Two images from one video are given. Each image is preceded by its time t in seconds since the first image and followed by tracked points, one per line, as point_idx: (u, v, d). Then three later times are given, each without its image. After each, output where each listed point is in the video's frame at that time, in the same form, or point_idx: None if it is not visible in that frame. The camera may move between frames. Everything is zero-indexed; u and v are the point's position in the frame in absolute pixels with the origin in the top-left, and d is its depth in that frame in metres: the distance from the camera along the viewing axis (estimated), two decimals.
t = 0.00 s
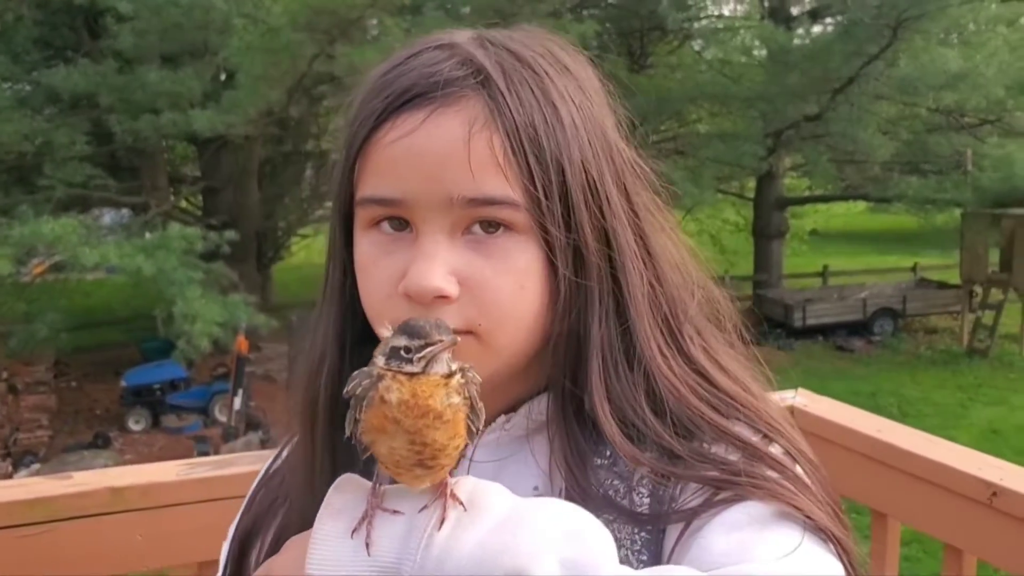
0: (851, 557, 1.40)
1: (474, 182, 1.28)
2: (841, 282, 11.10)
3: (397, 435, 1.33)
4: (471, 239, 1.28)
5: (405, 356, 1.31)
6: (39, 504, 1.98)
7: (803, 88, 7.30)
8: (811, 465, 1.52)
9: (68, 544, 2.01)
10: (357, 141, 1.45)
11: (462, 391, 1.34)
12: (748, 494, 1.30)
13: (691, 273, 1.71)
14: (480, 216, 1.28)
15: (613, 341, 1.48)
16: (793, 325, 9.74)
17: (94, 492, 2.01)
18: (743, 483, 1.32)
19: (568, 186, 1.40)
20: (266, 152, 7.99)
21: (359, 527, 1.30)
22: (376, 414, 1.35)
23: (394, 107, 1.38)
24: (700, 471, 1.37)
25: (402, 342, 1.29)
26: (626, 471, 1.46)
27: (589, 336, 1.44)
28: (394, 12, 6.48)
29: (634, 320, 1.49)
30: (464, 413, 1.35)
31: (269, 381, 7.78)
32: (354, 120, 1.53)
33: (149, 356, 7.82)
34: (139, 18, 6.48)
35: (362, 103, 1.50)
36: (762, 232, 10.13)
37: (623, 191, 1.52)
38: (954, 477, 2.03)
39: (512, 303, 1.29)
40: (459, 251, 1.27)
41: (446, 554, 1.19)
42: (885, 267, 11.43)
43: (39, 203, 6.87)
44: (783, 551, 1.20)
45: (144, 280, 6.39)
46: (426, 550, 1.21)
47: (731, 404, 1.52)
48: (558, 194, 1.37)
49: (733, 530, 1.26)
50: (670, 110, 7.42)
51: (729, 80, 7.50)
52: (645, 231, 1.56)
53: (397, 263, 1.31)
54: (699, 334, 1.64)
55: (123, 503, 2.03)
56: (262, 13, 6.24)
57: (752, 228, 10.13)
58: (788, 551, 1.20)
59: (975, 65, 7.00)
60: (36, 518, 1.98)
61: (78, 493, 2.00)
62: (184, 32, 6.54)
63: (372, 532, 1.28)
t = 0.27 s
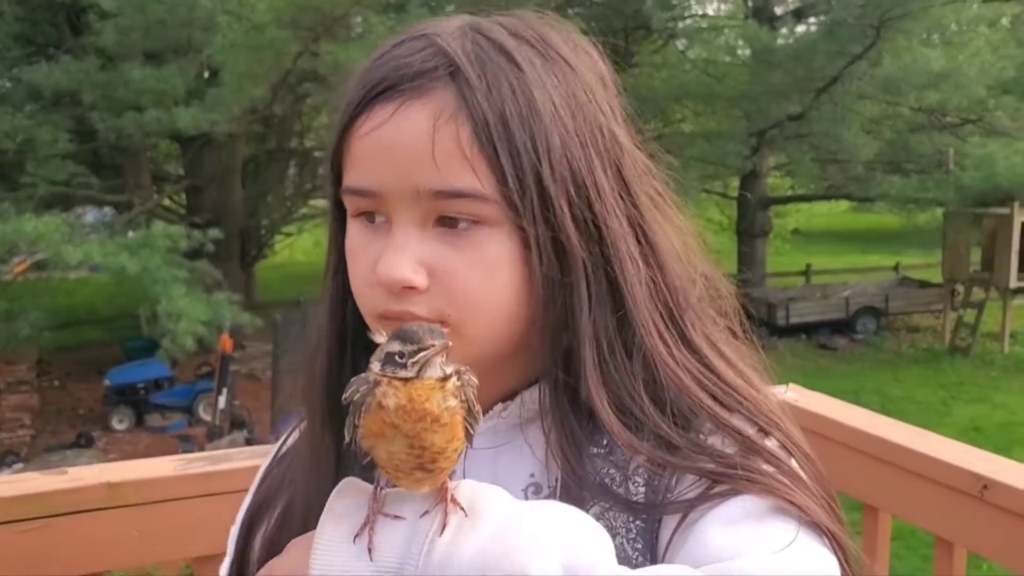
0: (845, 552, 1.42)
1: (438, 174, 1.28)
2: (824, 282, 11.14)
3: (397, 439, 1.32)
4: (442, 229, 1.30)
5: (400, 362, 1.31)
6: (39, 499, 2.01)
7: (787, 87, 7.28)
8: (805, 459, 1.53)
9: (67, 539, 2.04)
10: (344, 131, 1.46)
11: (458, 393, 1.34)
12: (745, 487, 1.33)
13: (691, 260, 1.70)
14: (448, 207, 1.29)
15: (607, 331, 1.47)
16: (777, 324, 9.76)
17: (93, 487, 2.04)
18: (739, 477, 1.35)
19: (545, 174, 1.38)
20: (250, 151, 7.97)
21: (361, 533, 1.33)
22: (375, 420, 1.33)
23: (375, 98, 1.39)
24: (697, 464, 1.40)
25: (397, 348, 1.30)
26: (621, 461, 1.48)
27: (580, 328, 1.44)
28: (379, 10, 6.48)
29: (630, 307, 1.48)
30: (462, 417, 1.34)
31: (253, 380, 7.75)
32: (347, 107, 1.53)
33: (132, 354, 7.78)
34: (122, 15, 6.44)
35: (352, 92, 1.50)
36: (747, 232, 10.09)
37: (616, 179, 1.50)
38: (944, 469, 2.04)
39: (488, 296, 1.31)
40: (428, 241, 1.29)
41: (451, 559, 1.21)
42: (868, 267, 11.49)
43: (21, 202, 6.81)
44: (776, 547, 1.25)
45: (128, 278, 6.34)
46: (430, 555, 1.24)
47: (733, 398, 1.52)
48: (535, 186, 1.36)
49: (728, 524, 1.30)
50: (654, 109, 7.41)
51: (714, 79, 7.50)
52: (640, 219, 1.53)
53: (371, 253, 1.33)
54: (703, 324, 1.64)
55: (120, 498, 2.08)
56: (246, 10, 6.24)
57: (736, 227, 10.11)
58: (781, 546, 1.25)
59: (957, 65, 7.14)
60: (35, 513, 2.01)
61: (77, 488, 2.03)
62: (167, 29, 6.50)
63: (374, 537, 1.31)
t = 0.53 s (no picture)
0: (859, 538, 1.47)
1: (433, 190, 1.34)
2: (817, 282, 11.18)
3: (437, 450, 1.33)
4: (443, 238, 1.35)
5: (436, 374, 1.33)
6: (58, 499, 2.08)
7: (780, 90, 7.33)
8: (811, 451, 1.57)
9: (86, 539, 2.11)
10: (349, 144, 1.51)
11: (493, 403, 1.37)
12: (759, 480, 1.37)
13: (692, 258, 1.73)
14: (446, 218, 1.34)
15: (611, 332, 1.49)
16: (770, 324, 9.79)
17: (110, 487, 2.12)
18: (752, 470, 1.39)
19: (543, 183, 1.41)
20: (245, 153, 8.00)
21: (407, 539, 1.33)
22: (416, 433, 1.36)
23: (374, 113, 1.44)
24: (711, 456, 1.43)
25: (433, 361, 1.32)
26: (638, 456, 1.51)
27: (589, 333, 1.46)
28: (373, 12, 6.53)
29: (642, 307, 1.50)
30: (497, 426, 1.37)
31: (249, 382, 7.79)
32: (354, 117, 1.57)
33: (128, 357, 7.80)
34: (117, 18, 6.45)
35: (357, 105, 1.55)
36: (739, 231, 9.81)
37: (617, 182, 1.52)
38: (947, 469, 2.06)
39: (493, 302, 1.36)
40: (429, 251, 1.34)
41: (499, 563, 1.24)
42: (861, 268, 11.55)
43: (14, 204, 6.79)
44: (789, 535, 1.29)
45: (123, 281, 6.35)
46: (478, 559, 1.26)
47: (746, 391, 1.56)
48: (531, 196, 1.39)
49: (745, 516, 1.33)
50: (648, 110, 7.47)
51: (706, 81, 7.52)
52: (643, 223, 1.54)
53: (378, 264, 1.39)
54: (710, 320, 1.68)
55: (135, 498, 2.15)
56: (241, 13, 6.29)
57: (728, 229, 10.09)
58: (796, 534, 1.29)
59: (950, 66, 7.12)
60: (54, 513, 2.08)
61: (95, 488, 2.11)
62: (162, 33, 6.52)
63: (419, 543, 1.32)
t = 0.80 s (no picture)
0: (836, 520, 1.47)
1: (530, 182, 1.35)
2: (790, 280, 11.28)
3: (451, 425, 1.34)
4: (523, 229, 1.36)
5: (445, 354, 1.33)
6: (43, 502, 2.06)
7: (752, 90, 7.41)
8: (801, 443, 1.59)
9: (71, 542, 2.09)
10: (400, 134, 1.47)
11: (502, 377, 1.38)
12: (740, 457, 1.35)
13: (671, 258, 1.79)
14: (532, 210, 1.36)
15: (617, 325, 1.52)
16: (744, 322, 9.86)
17: (95, 490, 2.10)
18: (734, 449, 1.37)
19: (599, 181, 1.47)
20: (219, 154, 7.96)
21: (423, 520, 1.26)
22: (429, 409, 1.36)
23: (444, 103, 1.41)
24: (695, 441, 1.42)
25: (442, 342, 1.33)
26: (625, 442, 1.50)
27: (603, 321, 1.50)
28: (348, 12, 6.53)
29: (634, 305, 1.55)
30: (507, 400, 1.38)
31: (224, 385, 7.74)
32: (377, 115, 1.57)
33: (102, 360, 7.73)
34: (88, 17, 6.39)
35: (396, 95, 1.52)
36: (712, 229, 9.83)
37: (624, 180, 1.58)
38: (932, 464, 2.08)
39: (560, 290, 1.39)
40: (515, 241, 1.35)
41: (516, 543, 1.17)
42: (832, 266, 11.67)
43: None
44: (781, 504, 1.28)
45: (97, 283, 6.29)
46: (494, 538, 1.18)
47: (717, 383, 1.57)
48: (591, 193, 1.44)
49: (726, 496, 1.30)
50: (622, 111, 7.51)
51: (680, 81, 7.57)
52: (638, 220, 1.62)
53: (452, 253, 1.36)
54: (682, 315, 1.70)
55: (122, 500, 2.13)
56: (214, 13, 6.16)
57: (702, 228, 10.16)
58: (784, 504, 1.28)
59: (920, 67, 7.18)
60: (39, 516, 2.06)
61: (80, 491, 2.09)
62: (133, 33, 6.46)
63: (436, 524, 1.25)
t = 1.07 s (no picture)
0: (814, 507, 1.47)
1: (544, 162, 1.34)
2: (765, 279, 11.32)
3: (450, 416, 1.30)
4: (530, 210, 1.36)
5: (440, 344, 1.31)
6: (12, 503, 2.03)
7: (728, 90, 7.43)
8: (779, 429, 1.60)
9: (42, 543, 2.07)
10: (404, 109, 1.44)
11: (500, 368, 1.36)
12: (720, 440, 1.35)
13: (647, 245, 1.81)
14: (541, 190, 1.35)
15: (602, 307, 1.54)
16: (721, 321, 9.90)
17: (65, 490, 2.06)
18: (714, 433, 1.37)
19: (596, 163, 1.48)
20: (192, 155, 7.90)
21: (413, 517, 1.21)
22: (428, 400, 1.31)
23: (458, 78, 1.38)
24: (672, 423, 1.42)
25: (437, 332, 1.30)
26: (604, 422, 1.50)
27: (589, 303, 1.51)
28: (323, 11, 6.49)
29: (616, 289, 1.57)
30: (505, 390, 1.35)
31: (200, 387, 7.67)
32: (366, 91, 1.54)
33: (75, 363, 7.65)
34: (59, 16, 6.33)
35: (396, 68, 1.49)
36: (689, 229, 9.85)
37: (607, 164, 1.59)
38: (913, 459, 2.08)
39: (562, 272, 1.40)
40: (524, 222, 1.34)
41: (513, 538, 1.14)
42: (807, 264, 11.74)
43: None
44: (764, 487, 1.27)
45: (70, 285, 6.22)
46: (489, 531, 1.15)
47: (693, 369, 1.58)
48: (590, 176, 1.46)
49: (711, 476, 1.30)
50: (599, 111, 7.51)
51: (656, 81, 7.58)
52: (619, 205, 1.63)
53: (461, 234, 1.33)
54: (657, 301, 1.72)
55: (92, 500, 2.09)
56: (189, 12, 6.21)
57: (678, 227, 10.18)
58: (766, 488, 1.27)
59: (894, 66, 7.32)
60: (9, 518, 2.04)
61: (49, 491, 2.06)
62: (105, 32, 6.41)
63: (426, 520, 1.21)
